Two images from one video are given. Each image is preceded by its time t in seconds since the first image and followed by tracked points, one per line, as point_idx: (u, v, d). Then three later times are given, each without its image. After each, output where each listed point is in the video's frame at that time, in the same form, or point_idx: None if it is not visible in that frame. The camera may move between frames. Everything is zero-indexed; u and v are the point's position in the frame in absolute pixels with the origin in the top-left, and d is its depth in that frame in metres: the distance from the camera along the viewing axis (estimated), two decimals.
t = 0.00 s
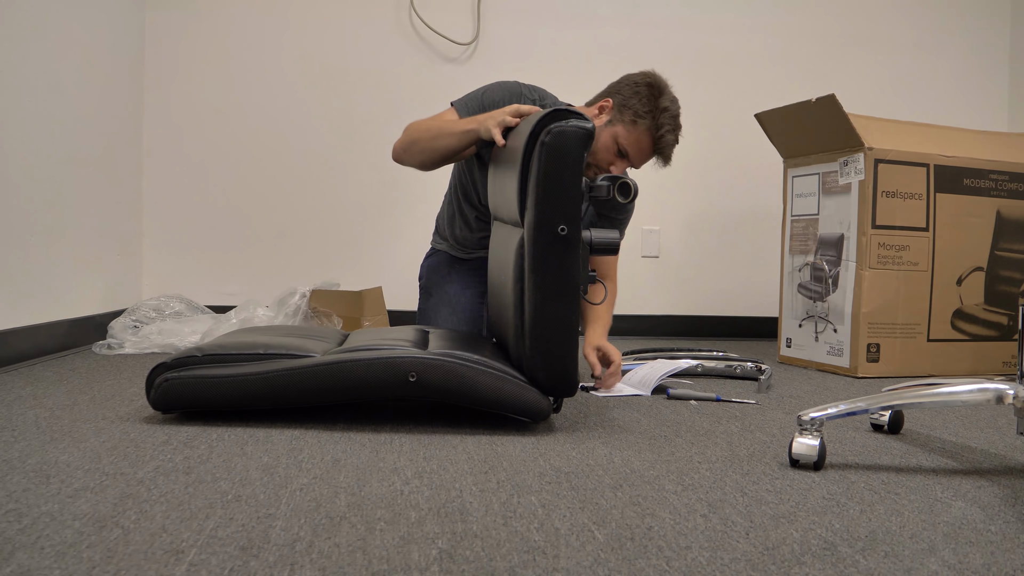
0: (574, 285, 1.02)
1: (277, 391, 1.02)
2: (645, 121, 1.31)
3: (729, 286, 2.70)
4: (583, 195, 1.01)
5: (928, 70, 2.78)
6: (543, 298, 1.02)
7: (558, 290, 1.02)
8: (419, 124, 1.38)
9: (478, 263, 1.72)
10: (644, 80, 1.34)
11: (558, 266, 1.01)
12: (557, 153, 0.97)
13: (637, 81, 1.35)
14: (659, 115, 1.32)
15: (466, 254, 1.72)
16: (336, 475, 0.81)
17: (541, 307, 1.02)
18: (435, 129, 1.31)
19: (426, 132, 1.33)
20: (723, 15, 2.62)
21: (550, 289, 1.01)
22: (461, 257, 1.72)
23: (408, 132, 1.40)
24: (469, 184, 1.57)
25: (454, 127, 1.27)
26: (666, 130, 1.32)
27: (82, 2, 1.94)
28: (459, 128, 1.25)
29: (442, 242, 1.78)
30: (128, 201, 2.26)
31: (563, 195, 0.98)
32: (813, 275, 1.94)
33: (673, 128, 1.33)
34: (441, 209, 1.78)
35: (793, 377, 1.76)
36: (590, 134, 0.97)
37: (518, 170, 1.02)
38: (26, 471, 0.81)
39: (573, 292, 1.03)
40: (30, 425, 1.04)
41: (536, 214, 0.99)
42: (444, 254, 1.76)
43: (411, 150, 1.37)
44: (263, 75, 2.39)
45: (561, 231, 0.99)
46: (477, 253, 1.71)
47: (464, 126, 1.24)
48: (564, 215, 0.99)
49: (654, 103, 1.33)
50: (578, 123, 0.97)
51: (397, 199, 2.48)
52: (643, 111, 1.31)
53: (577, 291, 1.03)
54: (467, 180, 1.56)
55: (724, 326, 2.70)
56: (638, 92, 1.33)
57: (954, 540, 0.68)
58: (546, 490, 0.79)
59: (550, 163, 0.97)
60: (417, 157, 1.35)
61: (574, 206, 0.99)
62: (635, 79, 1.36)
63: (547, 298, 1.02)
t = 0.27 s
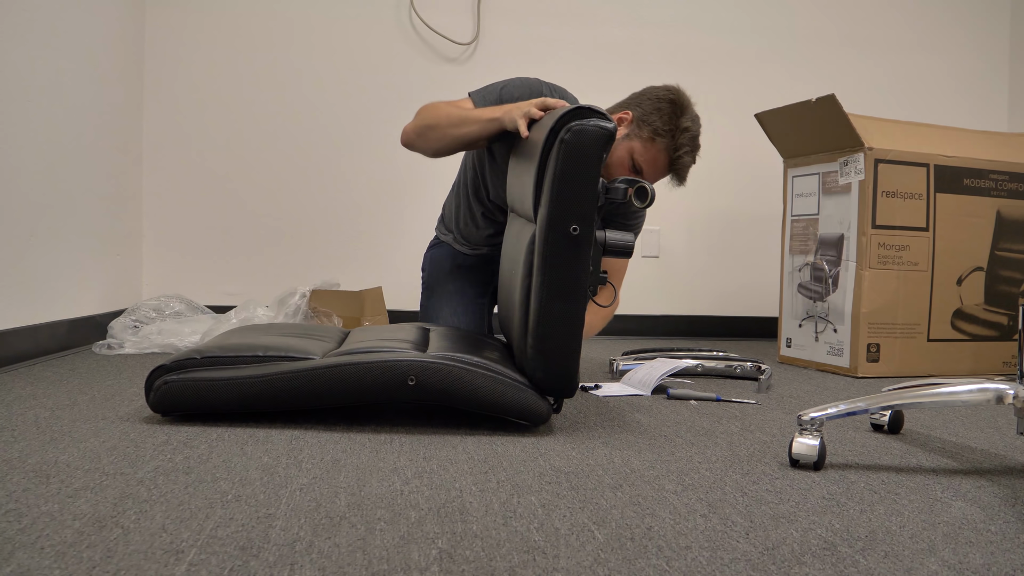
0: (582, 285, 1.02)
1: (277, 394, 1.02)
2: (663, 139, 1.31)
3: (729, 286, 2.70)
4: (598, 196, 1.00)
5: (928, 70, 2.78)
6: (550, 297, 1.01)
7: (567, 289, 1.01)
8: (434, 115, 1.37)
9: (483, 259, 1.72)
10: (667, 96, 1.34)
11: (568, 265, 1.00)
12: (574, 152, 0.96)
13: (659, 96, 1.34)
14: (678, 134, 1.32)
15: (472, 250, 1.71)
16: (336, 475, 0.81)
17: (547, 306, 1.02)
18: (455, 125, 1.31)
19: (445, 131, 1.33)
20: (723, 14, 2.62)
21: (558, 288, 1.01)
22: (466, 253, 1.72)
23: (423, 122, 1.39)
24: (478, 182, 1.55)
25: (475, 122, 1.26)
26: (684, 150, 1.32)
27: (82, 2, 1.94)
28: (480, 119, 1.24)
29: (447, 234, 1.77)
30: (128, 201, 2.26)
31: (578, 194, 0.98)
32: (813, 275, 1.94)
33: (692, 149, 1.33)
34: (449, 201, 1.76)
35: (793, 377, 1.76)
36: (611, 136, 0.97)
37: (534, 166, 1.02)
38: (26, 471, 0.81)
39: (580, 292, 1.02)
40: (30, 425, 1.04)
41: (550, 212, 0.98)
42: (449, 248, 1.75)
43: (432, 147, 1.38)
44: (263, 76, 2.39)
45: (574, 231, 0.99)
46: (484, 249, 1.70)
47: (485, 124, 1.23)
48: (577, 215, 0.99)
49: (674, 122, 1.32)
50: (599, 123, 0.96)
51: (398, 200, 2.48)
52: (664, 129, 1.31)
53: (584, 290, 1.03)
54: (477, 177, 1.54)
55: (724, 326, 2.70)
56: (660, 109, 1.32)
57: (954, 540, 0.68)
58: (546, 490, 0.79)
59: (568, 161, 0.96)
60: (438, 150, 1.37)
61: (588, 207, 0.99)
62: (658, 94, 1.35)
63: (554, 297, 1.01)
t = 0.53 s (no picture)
0: (592, 283, 1.01)
1: (276, 389, 1.02)
2: (669, 150, 1.31)
3: (729, 286, 2.70)
4: (615, 196, 1.00)
5: (928, 69, 2.78)
6: (558, 292, 1.00)
7: (576, 285, 1.00)
8: (444, 123, 1.36)
9: (485, 259, 1.73)
10: (676, 107, 1.33)
11: (578, 261, 0.99)
12: (596, 150, 0.96)
13: (669, 105, 1.33)
14: (684, 147, 1.32)
15: (474, 250, 1.72)
16: (336, 475, 0.81)
17: (554, 300, 1.00)
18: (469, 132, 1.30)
19: (459, 140, 1.32)
20: (723, 14, 2.62)
21: (565, 283, 1.00)
22: (467, 254, 1.73)
23: (432, 131, 1.37)
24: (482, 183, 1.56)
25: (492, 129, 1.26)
26: (688, 163, 1.33)
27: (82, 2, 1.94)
28: (498, 129, 1.24)
29: (449, 234, 1.78)
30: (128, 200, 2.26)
31: (596, 191, 0.97)
32: (813, 275, 1.94)
33: (695, 162, 1.34)
34: (452, 201, 1.77)
35: (793, 377, 1.76)
36: (633, 138, 0.97)
37: (556, 163, 1.02)
38: (26, 471, 0.81)
39: (588, 291, 1.01)
40: (30, 425, 1.04)
41: (566, 206, 0.98)
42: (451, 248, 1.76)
43: (446, 156, 1.37)
44: (263, 76, 2.39)
45: (588, 227, 0.98)
46: (486, 250, 1.71)
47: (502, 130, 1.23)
48: (593, 211, 0.98)
49: (682, 133, 1.32)
50: (622, 125, 0.97)
51: (398, 200, 2.48)
52: (671, 140, 1.31)
53: (593, 289, 1.02)
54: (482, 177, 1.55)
55: (724, 326, 2.70)
56: (668, 119, 1.31)
57: (954, 540, 0.68)
58: (545, 489, 0.79)
59: (588, 157, 0.96)
60: (451, 158, 1.36)
61: (603, 205, 0.98)
62: (668, 103, 1.34)
63: (561, 292, 1.00)
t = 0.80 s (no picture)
0: (594, 286, 1.01)
1: (275, 391, 1.02)
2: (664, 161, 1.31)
3: (729, 286, 2.70)
4: (620, 201, 1.00)
5: (928, 69, 2.78)
6: (560, 293, 1.00)
7: (579, 288, 1.00)
8: (448, 131, 1.35)
9: (484, 260, 1.73)
10: (675, 118, 1.33)
11: (581, 263, 0.99)
12: (602, 153, 0.96)
13: (667, 116, 1.33)
14: (679, 159, 1.32)
15: (473, 251, 1.72)
16: (336, 475, 0.81)
17: (556, 302, 1.00)
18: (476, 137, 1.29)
19: (467, 146, 1.31)
20: (723, 14, 2.62)
21: (568, 285, 1.00)
22: (466, 255, 1.73)
23: (438, 138, 1.36)
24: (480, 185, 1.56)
25: (500, 132, 1.26)
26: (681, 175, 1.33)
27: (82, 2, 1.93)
28: (507, 132, 1.24)
29: (447, 237, 1.78)
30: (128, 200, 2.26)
31: (602, 195, 0.97)
32: (813, 275, 1.94)
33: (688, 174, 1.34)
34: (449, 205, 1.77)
35: (793, 377, 1.76)
36: (641, 143, 0.97)
37: (563, 166, 1.02)
38: (25, 471, 0.81)
39: (591, 293, 1.01)
40: (30, 425, 1.04)
41: (571, 208, 0.98)
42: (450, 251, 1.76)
43: (455, 163, 1.37)
44: (263, 77, 2.39)
45: (592, 230, 0.98)
46: (486, 251, 1.72)
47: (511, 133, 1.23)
48: (597, 214, 0.98)
49: (678, 145, 1.32)
50: (631, 130, 0.97)
51: (398, 200, 2.48)
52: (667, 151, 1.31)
53: (596, 292, 1.01)
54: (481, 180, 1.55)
55: (724, 326, 2.70)
56: (665, 130, 1.31)
57: (954, 540, 0.68)
58: (545, 490, 0.79)
59: (594, 160, 0.96)
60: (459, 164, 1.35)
61: (608, 208, 0.98)
62: (666, 114, 1.34)
63: (564, 293, 1.00)
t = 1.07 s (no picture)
0: (596, 285, 1.01)
1: (274, 387, 1.02)
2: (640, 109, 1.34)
3: (728, 287, 2.70)
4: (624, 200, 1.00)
5: (929, 69, 2.78)
6: (561, 290, 1.00)
7: (580, 285, 1.00)
8: (447, 185, 1.30)
9: (481, 262, 1.73)
10: (642, 67, 1.37)
11: (582, 261, 0.99)
12: (606, 152, 0.96)
13: (634, 70, 1.37)
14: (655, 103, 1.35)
15: (469, 254, 1.73)
16: (337, 475, 0.81)
17: (556, 299, 1.00)
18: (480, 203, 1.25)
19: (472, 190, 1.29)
20: (724, 14, 2.62)
21: (569, 282, 1.00)
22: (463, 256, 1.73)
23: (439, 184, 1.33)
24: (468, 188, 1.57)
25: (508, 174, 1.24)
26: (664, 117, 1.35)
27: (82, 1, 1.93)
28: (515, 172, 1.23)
29: (443, 240, 1.78)
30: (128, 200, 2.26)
31: (605, 194, 0.97)
32: (813, 275, 1.94)
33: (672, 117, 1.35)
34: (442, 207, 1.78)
35: (793, 377, 1.76)
36: (646, 144, 0.97)
37: (568, 164, 1.02)
38: (25, 471, 0.81)
39: (592, 291, 1.01)
40: (30, 425, 1.04)
41: (574, 206, 0.98)
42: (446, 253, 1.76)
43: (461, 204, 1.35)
44: (263, 76, 2.39)
45: (595, 229, 0.98)
46: (481, 252, 1.72)
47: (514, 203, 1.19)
48: (600, 213, 0.98)
49: (651, 92, 1.35)
50: (636, 131, 0.96)
51: (398, 200, 2.48)
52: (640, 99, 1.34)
53: (596, 291, 1.01)
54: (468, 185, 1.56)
55: (724, 327, 2.70)
56: (634, 81, 1.35)
57: (953, 540, 0.68)
58: (546, 490, 0.79)
59: (599, 158, 0.96)
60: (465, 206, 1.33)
61: (610, 207, 0.98)
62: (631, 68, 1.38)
63: (564, 291, 1.00)
